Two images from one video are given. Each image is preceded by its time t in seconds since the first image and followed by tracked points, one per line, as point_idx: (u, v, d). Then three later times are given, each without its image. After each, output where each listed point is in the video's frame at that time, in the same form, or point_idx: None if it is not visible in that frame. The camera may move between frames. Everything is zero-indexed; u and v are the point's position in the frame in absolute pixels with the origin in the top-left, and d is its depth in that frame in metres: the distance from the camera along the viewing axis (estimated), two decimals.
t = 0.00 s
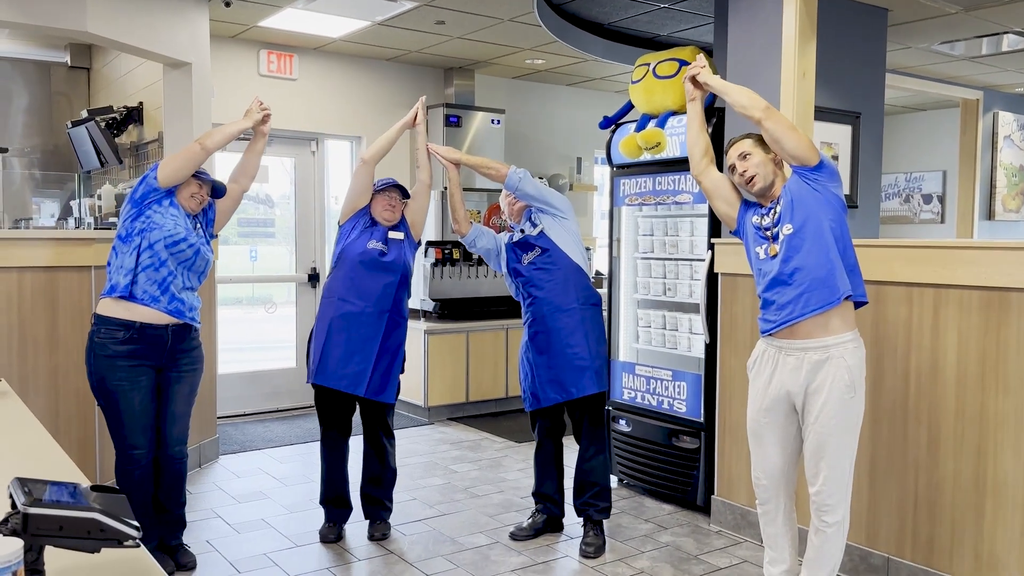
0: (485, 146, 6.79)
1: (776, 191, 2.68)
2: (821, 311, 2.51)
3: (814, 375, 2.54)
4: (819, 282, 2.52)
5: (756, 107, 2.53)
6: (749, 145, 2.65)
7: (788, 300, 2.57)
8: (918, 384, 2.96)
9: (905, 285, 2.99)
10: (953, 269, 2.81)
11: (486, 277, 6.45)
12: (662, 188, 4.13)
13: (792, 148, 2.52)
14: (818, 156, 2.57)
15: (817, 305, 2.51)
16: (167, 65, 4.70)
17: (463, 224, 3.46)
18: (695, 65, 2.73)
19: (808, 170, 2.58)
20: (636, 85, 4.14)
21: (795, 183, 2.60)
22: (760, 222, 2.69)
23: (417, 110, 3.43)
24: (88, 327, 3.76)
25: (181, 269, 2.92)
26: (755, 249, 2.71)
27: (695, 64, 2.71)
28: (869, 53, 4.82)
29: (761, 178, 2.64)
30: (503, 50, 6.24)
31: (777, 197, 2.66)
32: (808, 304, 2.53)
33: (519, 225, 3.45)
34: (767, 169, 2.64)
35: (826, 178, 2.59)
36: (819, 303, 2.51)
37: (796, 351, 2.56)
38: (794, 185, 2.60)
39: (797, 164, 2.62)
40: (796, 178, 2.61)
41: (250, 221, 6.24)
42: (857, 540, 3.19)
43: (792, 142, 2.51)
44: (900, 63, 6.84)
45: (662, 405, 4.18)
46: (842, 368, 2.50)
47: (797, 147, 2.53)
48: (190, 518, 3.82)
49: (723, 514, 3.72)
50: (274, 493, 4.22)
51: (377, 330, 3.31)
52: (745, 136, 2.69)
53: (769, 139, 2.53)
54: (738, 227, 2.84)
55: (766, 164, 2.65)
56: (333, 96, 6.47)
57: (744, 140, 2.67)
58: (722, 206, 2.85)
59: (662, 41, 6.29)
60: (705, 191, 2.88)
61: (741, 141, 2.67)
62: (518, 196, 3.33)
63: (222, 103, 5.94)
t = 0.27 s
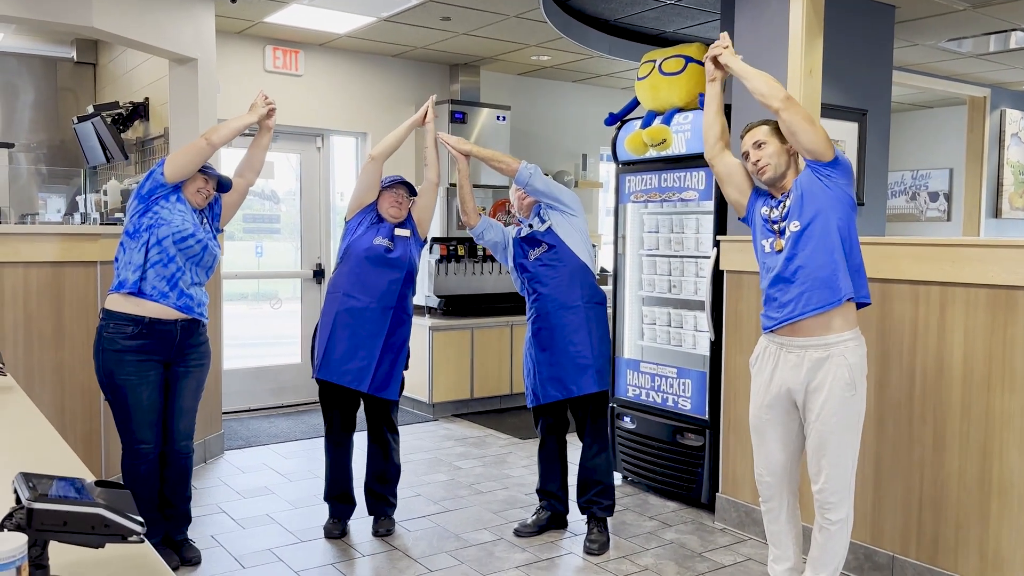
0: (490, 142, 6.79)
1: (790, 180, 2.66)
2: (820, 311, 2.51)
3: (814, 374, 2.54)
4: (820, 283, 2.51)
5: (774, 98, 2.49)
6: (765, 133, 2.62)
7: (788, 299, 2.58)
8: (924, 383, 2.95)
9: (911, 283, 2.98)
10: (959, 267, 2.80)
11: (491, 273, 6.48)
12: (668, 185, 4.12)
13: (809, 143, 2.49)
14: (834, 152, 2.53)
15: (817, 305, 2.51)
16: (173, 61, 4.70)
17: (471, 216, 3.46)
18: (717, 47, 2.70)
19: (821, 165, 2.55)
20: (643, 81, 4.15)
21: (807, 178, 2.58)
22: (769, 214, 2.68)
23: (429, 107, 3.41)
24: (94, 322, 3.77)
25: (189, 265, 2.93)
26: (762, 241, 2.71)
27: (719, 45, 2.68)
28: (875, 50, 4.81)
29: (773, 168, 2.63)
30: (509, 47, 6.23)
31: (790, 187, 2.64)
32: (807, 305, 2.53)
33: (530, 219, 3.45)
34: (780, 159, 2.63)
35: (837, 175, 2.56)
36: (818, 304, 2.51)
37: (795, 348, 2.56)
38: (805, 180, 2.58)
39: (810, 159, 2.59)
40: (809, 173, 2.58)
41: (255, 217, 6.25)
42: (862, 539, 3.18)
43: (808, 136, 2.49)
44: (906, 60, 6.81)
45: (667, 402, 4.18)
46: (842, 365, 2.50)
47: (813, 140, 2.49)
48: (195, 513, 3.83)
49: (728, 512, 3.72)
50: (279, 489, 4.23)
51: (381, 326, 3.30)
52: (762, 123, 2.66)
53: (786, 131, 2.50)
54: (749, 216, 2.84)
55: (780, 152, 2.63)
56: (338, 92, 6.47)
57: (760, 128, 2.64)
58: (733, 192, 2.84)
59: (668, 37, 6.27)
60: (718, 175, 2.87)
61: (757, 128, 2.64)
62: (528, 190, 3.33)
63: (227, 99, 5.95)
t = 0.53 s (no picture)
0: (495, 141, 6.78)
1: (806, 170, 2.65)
2: (807, 315, 2.53)
3: (806, 372, 2.54)
4: (812, 287, 2.52)
5: (801, 89, 2.45)
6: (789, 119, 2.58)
7: (779, 297, 2.61)
8: (928, 383, 2.94)
9: (915, 283, 2.97)
10: (962, 267, 2.79)
11: (495, 273, 6.44)
12: (671, 185, 4.10)
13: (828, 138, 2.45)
14: (851, 156, 2.49)
15: (804, 309, 2.53)
16: (178, 59, 4.71)
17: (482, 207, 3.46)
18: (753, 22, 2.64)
19: (837, 167, 2.51)
20: (648, 81, 4.15)
21: (818, 178, 2.56)
22: (777, 206, 2.68)
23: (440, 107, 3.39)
24: (98, 320, 3.78)
25: (196, 262, 2.94)
26: (765, 234, 2.72)
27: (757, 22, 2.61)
28: (881, 50, 4.79)
29: (789, 159, 2.59)
30: (513, 46, 6.23)
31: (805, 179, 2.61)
32: (795, 306, 2.55)
33: (541, 214, 3.44)
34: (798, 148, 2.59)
35: (852, 181, 2.52)
36: (805, 308, 2.53)
37: (790, 347, 2.57)
38: (817, 180, 2.56)
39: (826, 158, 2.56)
40: (820, 174, 2.55)
41: (259, 215, 6.25)
42: (865, 539, 3.17)
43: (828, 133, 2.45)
44: (912, 60, 6.79)
45: (670, 402, 4.17)
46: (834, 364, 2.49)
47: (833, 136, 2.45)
48: (199, 510, 3.84)
49: (731, 512, 3.72)
50: (282, 487, 4.23)
51: (382, 325, 3.30)
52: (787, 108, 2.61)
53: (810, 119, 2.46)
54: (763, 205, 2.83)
55: (799, 139, 2.59)
56: (343, 90, 6.48)
57: (783, 113, 2.59)
58: (747, 172, 2.85)
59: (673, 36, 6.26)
60: (734, 153, 2.86)
61: (780, 113, 2.60)
62: (539, 189, 3.32)
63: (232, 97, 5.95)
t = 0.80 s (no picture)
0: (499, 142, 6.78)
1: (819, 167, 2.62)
2: (793, 316, 2.55)
3: (798, 373, 2.54)
4: (802, 289, 2.54)
5: (825, 88, 2.43)
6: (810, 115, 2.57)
7: (769, 293, 2.64)
8: (931, 386, 2.94)
9: (918, 285, 2.97)
10: (965, 269, 2.79)
11: (498, 273, 6.45)
12: (675, 186, 4.10)
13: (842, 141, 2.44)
14: (862, 162, 2.47)
15: (791, 310, 2.56)
16: (182, 59, 4.72)
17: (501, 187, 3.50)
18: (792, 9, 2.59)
19: (847, 172, 2.50)
20: (651, 82, 4.16)
21: (824, 180, 2.55)
22: (780, 202, 2.69)
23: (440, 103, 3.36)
24: (102, 319, 3.79)
25: (201, 261, 2.95)
26: (767, 229, 2.72)
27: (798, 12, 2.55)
28: (884, 52, 4.79)
29: (802, 156, 2.59)
30: (517, 47, 6.23)
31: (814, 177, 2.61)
32: (782, 306, 2.58)
33: (556, 212, 3.43)
34: (813, 144, 2.58)
35: (857, 189, 2.51)
36: (792, 309, 2.56)
37: (783, 347, 2.58)
38: (823, 182, 2.55)
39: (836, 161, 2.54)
40: (827, 176, 2.55)
41: (263, 215, 6.26)
42: (867, 541, 3.17)
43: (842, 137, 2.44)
44: (916, 62, 6.78)
45: (673, 403, 4.17)
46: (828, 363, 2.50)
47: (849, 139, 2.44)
48: (202, 510, 3.84)
49: (733, 514, 3.71)
50: (285, 487, 4.24)
51: (383, 326, 3.31)
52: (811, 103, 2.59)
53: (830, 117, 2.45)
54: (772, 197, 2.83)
55: (817, 135, 2.58)
56: (346, 90, 6.49)
57: (806, 107, 2.58)
58: (761, 161, 2.85)
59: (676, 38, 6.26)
60: (751, 141, 2.86)
61: (802, 107, 2.58)
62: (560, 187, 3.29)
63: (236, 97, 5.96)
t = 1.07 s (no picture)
0: (500, 145, 6.79)
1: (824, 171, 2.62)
2: (787, 320, 2.56)
3: (793, 375, 2.55)
4: (797, 293, 2.55)
5: (833, 92, 2.43)
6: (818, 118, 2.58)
7: (765, 294, 2.65)
8: (932, 390, 2.93)
9: (919, 289, 2.96)
10: (966, 273, 2.79)
11: (499, 276, 6.46)
12: (676, 189, 4.10)
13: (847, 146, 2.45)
14: (866, 168, 2.47)
15: (784, 313, 2.56)
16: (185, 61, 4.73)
17: (522, 176, 3.52)
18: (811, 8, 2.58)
19: (851, 179, 2.50)
20: (653, 85, 4.16)
21: (828, 184, 2.56)
22: (784, 203, 2.69)
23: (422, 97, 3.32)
24: (103, 321, 3.80)
25: (202, 263, 2.96)
26: (767, 231, 2.73)
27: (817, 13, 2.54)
28: (886, 56, 4.80)
29: (807, 158, 2.59)
30: (519, 50, 6.24)
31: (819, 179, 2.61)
32: (776, 307, 2.59)
33: (570, 213, 3.43)
34: (819, 148, 2.58)
35: (860, 198, 2.51)
36: (786, 311, 2.56)
37: (778, 350, 2.58)
38: (826, 186, 2.56)
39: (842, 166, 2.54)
40: (831, 181, 2.55)
41: (265, 217, 6.27)
42: (868, 545, 3.17)
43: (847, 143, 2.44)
44: (917, 66, 6.78)
45: (674, 406, 4.17)
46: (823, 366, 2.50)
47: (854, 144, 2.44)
48: (202, 511, 3.84)
49: (734, 517, 3.71)
50: (285, 489, 4.24)
51: (388, 329, 3.31)
52: (820, 107, 2.60)
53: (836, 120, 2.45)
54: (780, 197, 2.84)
55: (823, 139, 2.58)
56: (348, 92, 6.49)
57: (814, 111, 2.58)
58: (767, 161, 2.86)
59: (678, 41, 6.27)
60: (760, 140, 2.86)
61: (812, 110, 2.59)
62: (579, 190, 3.30)
63: (238, 99, 5.97)
